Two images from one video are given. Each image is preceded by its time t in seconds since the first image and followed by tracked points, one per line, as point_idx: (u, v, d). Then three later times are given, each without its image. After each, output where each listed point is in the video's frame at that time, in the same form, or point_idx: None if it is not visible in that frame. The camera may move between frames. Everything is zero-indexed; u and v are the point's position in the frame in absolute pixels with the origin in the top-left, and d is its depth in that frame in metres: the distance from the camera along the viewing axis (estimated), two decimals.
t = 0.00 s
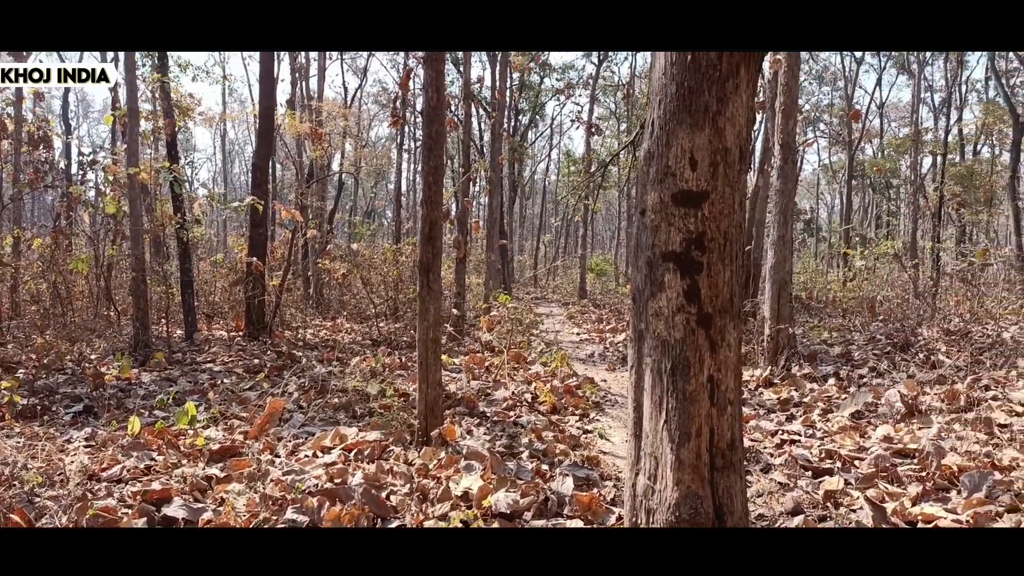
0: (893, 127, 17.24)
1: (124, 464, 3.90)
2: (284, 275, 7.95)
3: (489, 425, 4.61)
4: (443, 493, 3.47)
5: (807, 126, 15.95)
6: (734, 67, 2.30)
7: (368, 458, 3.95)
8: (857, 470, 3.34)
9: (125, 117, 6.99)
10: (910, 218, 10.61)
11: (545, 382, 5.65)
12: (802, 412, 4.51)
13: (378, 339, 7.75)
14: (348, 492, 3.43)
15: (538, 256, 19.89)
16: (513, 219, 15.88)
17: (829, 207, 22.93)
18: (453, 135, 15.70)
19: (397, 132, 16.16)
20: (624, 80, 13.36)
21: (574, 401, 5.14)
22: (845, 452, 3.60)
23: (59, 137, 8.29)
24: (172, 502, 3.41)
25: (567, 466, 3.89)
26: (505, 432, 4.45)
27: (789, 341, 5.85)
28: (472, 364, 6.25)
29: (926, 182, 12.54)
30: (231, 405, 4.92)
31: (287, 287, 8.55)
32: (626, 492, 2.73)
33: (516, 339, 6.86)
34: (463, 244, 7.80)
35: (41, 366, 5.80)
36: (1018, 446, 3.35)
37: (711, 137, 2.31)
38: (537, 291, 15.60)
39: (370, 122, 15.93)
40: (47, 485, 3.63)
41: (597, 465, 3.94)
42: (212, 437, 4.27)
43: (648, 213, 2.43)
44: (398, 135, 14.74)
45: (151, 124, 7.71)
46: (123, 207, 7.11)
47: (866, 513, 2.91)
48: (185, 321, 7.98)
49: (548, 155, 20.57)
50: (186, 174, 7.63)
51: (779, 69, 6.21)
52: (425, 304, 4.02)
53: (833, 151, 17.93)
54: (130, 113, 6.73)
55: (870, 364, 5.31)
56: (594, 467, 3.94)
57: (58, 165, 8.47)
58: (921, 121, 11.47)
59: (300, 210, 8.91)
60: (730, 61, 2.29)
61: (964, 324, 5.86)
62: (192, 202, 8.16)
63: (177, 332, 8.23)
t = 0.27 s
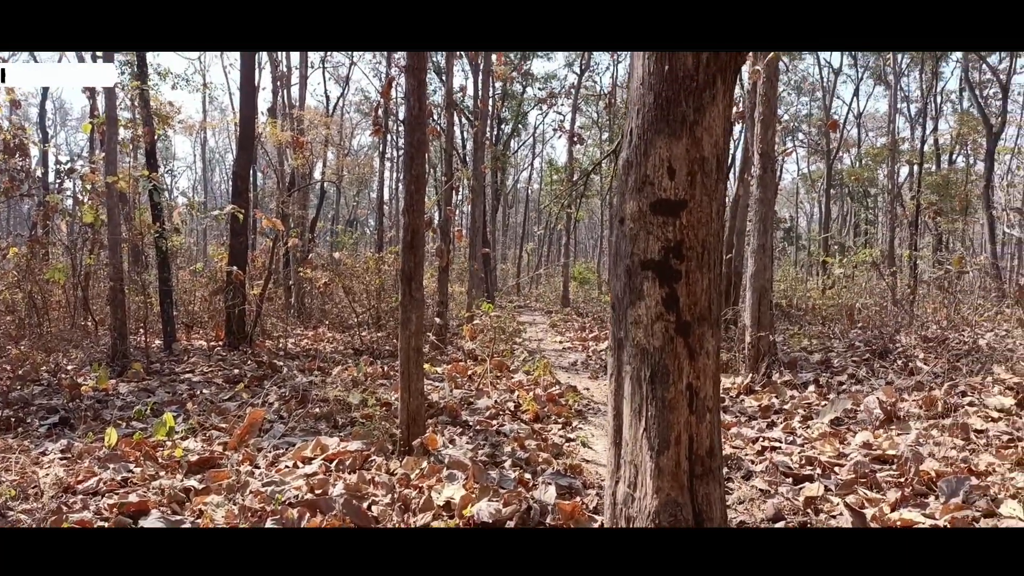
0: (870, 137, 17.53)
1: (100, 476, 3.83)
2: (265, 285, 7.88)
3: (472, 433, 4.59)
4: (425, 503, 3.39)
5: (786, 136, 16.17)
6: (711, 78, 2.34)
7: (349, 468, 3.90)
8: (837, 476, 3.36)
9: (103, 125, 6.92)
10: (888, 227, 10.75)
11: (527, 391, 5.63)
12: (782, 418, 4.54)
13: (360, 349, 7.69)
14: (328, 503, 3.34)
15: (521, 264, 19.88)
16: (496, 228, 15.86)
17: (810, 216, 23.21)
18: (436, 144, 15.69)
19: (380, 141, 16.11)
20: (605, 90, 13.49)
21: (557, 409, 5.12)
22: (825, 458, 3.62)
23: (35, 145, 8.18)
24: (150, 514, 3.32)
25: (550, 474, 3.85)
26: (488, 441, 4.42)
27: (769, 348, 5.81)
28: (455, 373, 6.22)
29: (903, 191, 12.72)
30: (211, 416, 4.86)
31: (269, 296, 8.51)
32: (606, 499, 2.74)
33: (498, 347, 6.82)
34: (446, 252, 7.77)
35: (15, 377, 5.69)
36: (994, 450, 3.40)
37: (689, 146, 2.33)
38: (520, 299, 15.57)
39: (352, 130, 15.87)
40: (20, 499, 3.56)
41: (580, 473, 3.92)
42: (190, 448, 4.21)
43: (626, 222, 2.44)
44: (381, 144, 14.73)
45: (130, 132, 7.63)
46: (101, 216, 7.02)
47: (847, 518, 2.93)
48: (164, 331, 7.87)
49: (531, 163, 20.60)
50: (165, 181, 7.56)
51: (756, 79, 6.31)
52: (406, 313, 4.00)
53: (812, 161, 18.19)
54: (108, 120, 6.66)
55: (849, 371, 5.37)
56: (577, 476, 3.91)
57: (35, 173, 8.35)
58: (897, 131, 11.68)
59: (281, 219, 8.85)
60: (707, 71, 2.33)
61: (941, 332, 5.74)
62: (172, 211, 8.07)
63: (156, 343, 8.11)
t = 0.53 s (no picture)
0: (850, 146, 17.77)
1: (76, 485, 3.76)
2: (245, 291, 7.80)
3: (454, 440, 4.58)
4: (406, 511, 3.33)
5: (767, 144, 16.35)
6: (686, 87, 2.36)
7: (330, 476, 3.86)
8: (816, 481, 3.39)
9: (81, 129, 6.84)
10: (867, 234, 10.88)
11: (510, 397, 5.62)
12: (762, 424, 4.58)
13: (341, 355, 7.63)
14: (309, 512, 3.27)
15: (504, 271, 19.86)
16: (479, 234, 15.83)
17: (791, 224, 23.47)
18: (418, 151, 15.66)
19: (362, 147, 16.04)
20: (588, 97, 13.57)
21: (539, 415, 5.11)
22: (805, 463, 3.65)
23: (11, 150, 8.05)
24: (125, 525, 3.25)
25: (532, 481, 3.82)
26: (470, 448, 4.41)
27: (750, 354, 5.89)
28: (437, 380, 6.20)
29: (882, 199, 12.89)
30: (189, 424, 4.79)
31: (250, 303, 8.44)
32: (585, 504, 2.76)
33: (481, 353, 6.80)
34: (429, 259, 7.75)
35: None
36: (970, 454, 3.44)
37: (665, 154, 2.35)
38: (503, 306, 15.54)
39: (334, 136, 15.78)
40: None
41: (562, 480, 3.90)
42: (168, 457, 4.14)
43: (603, 229, 2.45)
44: (364, 151, 14.70)
45: (108, 137, 7.54)
46: (79, 221, 6.92)
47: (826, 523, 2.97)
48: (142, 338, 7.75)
49: (514, 170, 20.62)
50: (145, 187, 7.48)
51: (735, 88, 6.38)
52: (388, 320, 3.99)
53: (792, 169, 18.41)
54: (86, 125, 6.58)
55: (828, 377, 5.41)
56: (559, 482, 3.89)
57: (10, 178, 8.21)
58: (875, 140, 11.85)
59: (262, 225, 8.78)
60: (683, 80, 2.35)
61: (918, 337, 5.79)
62: (151, 217, 7.98)
63: (134, 350, 7.98)
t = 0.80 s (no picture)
0: (828, 153, 18.01)
1: (47, 494, 3.69)
2: (224, 297, 7.72)
3: (434, 446, 4.56)
4: (385, 517, 3.28)
5: (747, 151, 16.52)
6: (658, 93, 2.40)
7: (308, 483, 3.82)
8: (793, 485, 3.42)
9: (56, 133, 6.74)
10: (844, 240, 11.00)
11: (491, 403, 5.61)
12: (741, 428, 4.60)
13: (322, 361, 7.56)
14: (285, 519, 3.22)
15: (486, 276, 19.82)
16: (461, 240, 15.80)
17: (770, 230, 23.73)
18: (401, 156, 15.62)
19: (344, 153, 15.97)
20: (569, 103, 13.64)
21: (520, 421, 5.10)
22: (783, 467, 3.67)
23: None
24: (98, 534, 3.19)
25: (512, 487, 3.81)
26: (450, 454, 4.39)
27: (729, 359, 5.93)
28: (418, 386, 6.18)
29: (859, 205, 13.05)
30: (165, 432, 4.72)
31: (229, 309, 8.35)
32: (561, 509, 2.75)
33: (462, 359, 6.78)
34: (410, 264, 7.72)
35: None
36: (944, 457, 3.48)
37: (638, 160, 2.37)
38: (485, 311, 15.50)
39: (315, 142, 15.69)
40: None
41: (542, 485, 3.88)
42: (143, 466, 4.08)
43: (577, 234, 2.46)
44: (345, 156, 14.65)
45: (84, 140, 7.44)
46: (54, 226, 6.81)
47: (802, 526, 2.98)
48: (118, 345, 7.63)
49: (497, 176, 20.65)
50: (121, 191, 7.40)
51: (712, 95, 6.44)
52: (368, 325, 4.00)
53: (772, 175, 18.61)
54: (61, 128, 6.48)
55: (806, 381, 5.45)
56: (539, 488, 3.87)
57: None
58: (852, 146, 12.02)
59: (241, 230, 8.70)
60: (654, 87, 2.38)
61: (894, 341, 5.84)
62: (128, 222, 7.87)
63: (110, 357, 7.86)
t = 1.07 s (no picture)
0: (806, 158, 18.25)
1: (19, 502, 3.62)
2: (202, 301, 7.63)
3: (414, 450, 4.54)
4: (365, 522, 3.26)
5: (726, 155, 16.68)
6: (633, 100, 2.42)
7: (286, 489, 3.79)
8: (771, 486, 3.45)
9: (30, 134, 6.64)
10: (822, 244, 11.14)
11: (472, 407, 5.61)
12: (720, 430, 4.64)
13: (302, 365, 7.50)
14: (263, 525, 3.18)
15: (468, 280, 19.76)
16: (442, 243, 15.75)
17: (749, 233, 23.99)
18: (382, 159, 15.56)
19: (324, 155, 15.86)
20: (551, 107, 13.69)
21: (501, 424, 5.10)
22: (761, 469, 3.70)
23: None
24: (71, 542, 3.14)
25: (492, 490, 3.80)
26: (431, 458, 4.38)
27: (709, 361, 5.97)
28: (398, 390, 6.15)
29: (836, 210, 13.22)
30: (141, 438, 4.66)
31: (207, 313, 8.26)
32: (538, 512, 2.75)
33: (443, 362, 6.76)
34: (391, 267, 7.69)
35: None
36: (919, 458, 3.53)
37: (613, 165, 2.39)
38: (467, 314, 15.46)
39: (295, 144, 15.57)
40: None
41: (523, 488, 3.88)
42: (118, 472, 4.02)
43: (554, 239, 2.47)
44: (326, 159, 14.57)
45: (58, 142, 7.33)
46: (28, 229, 6.69)
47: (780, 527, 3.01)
48: (94, 349, 7.51)
49: (478, 180, 20.64)
50: (96, 194, 7.32)
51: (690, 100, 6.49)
52: (347, 330, 3.95)
53: (751, 179, 18.81)
54: (34, 130, 6.39)
55: (784, 384, 5.50)
56: (520, 491, 3.87)
57: None
58: (829, 151, 12.19)
59: (219, 234, 8.61)
60: (629, 94, 2.40)
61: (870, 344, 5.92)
62: (104, 225, 7.76)
63: (85, 362, 7.73)
